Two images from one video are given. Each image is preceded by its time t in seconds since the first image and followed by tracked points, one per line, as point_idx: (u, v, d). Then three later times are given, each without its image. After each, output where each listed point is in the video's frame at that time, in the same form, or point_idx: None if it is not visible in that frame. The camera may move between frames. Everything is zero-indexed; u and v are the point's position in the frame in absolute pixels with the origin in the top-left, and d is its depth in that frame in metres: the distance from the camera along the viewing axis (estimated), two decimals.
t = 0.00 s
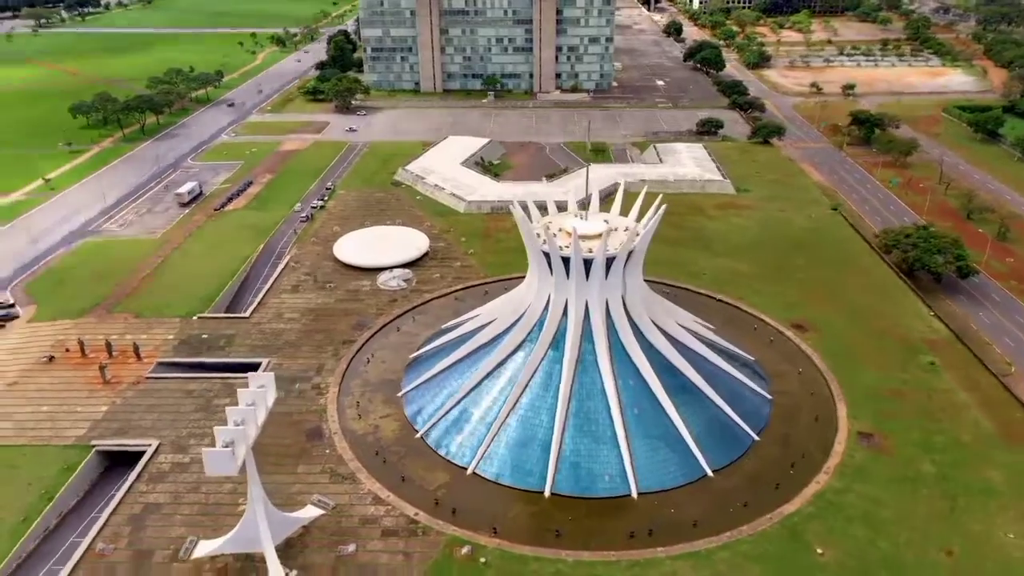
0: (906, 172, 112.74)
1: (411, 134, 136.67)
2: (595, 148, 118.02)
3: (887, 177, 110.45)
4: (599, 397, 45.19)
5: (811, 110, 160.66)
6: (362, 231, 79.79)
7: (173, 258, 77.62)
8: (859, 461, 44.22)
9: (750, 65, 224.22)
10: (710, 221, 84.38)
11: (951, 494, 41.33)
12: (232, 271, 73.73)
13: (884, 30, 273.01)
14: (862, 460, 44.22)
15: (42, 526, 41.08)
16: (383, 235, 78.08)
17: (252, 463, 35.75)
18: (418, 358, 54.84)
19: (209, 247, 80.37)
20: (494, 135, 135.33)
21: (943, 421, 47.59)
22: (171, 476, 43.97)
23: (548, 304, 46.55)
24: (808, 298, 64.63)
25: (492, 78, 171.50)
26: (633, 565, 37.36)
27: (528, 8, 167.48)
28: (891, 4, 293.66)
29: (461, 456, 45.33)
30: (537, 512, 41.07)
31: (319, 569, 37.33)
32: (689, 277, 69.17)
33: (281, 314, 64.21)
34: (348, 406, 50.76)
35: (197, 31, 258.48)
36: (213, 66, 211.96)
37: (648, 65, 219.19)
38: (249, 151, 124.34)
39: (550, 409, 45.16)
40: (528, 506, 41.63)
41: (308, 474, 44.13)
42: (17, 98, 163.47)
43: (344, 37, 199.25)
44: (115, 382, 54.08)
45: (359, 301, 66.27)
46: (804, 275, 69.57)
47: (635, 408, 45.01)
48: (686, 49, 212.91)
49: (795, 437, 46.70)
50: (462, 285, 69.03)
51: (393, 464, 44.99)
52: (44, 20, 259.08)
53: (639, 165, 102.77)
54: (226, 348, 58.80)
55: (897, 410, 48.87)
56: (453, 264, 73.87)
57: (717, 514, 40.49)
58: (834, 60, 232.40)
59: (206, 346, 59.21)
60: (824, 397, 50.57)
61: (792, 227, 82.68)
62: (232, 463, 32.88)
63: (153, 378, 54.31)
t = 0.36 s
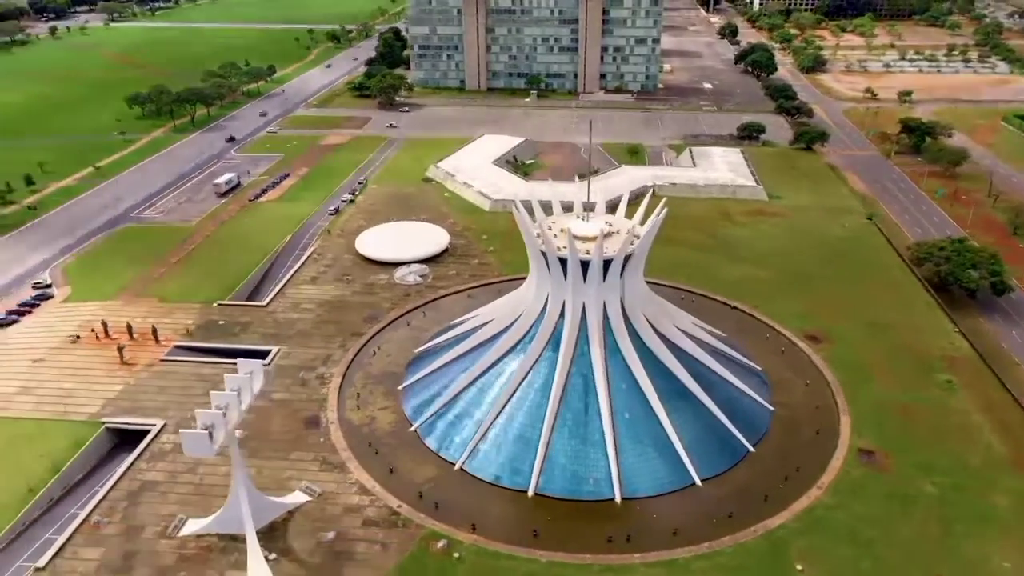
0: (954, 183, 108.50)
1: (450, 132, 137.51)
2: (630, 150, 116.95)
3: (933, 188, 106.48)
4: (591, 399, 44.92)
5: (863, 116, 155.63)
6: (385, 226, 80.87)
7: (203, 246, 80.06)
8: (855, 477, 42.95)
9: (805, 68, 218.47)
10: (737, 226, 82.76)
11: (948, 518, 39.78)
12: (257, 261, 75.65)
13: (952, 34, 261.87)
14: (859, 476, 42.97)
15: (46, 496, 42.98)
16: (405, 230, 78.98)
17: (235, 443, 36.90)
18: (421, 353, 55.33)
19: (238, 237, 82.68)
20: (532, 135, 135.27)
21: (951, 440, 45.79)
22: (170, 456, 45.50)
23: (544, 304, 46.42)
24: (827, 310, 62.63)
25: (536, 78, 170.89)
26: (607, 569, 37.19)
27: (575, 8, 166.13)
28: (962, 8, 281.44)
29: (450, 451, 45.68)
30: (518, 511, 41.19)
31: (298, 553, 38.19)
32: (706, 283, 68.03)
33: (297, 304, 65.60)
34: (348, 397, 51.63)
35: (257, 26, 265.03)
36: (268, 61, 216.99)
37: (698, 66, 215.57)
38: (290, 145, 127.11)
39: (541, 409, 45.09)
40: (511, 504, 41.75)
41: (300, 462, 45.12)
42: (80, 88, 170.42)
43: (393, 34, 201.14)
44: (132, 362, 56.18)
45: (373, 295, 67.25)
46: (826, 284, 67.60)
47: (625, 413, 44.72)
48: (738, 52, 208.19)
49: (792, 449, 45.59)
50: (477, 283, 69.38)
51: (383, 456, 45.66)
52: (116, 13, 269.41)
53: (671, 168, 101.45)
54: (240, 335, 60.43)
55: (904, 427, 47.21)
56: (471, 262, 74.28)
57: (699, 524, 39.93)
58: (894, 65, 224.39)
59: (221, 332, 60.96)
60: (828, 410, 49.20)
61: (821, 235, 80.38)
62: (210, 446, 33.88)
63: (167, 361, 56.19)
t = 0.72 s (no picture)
0: (998, 192, 104.23)
1: (484, 130, 137.95)
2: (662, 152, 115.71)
3: (976, 196, 102.42)
4: (581, 399, 44.63)
5: (911, 121, 150.31)
6: (406, 221, 81.64)
7: (229, 237, 82.12)
8: (849, 490, 41.76)
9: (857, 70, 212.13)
10: (761, 230, 80.93)
11: (942, 538, 38.37)
12: (278, 253, 77.21)
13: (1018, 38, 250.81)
14: (852, 490, 41.72)
15: (51, 471, 44.61)
16: (424, 226, 79.59)
17: (222, 426, 37.81)
18: (425, 348, 55.58)
19: (263, 228, 84.61)
20: (566, 135, 134.92)
21: (955, 457, 44.10)
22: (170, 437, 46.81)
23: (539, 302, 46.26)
24: (844, 318, 60.65)
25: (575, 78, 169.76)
26: (581, 570, 37.00)
27: (616, 7, 163.88)
28: None
29: (440, 446, 45.95)
30: (500, 508, 41.24)
31: (278, 538, 38.86)
32: (722, 288, 66.75)
33: (311, 296, 66.78)
34: (348, 389, 52.33)
35: (309, 24, 270.08)
36: (315, 58, 220.92)
37: (744, 68, 211.68)
38: (326, 140, 129.38)
39: (531, 407, 45.00)
40: (493, 501, 41.83)
41: (294, 449, 45.94)
42: (134, 82, 176.37)
43: (437, 33, 202.79)
44: (147, 347, 57.97)
45: (386, 290, 68.01)
46: (847, 291, 65.52)
47: (615, 415, 44.39)
48: (787, 55, 202.98)
49: (787, 459, 44.53)
50: (489, 280, 69.51)
51: (375, 447, 46.20)
52: (176, 10, 278.20)
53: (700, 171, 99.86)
54: (253, 324, 61.82)
55: (908, 441, 45.60)
56: (487, 260, 74.51)
57: (680, 529, 39.43)
58: (951, 69, 215.98)
59: (236, 321, 62.43)
60: (830, 420, 47.85)
61: (849, 239, 77.86)
62: (193, 428, 34.75)
63: (180, 346, 57.85)
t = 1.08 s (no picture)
0: None
1: (525, 128, 138.17)
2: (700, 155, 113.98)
3: None
4: (569, 399, 44.57)
5: (971, 130, 144.00)
6: (431, 216, 82.57)
7: (260, 226, 84.53)
8: (834, 507, 40.69)
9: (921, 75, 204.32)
10: (790, 237, 78.99)
11: (924, 562, 37.11)
12: (303, 243, 79.07)
13: None
14: (837, 507, 40.66)
15: (60, 443, 46.97)
16: (447, 221, 80.43)
17: (208, 406, 39.22)
18: (429, 342, 56.22)
19: (294, 218, 86.84)
20: (607, 135, 134.11)
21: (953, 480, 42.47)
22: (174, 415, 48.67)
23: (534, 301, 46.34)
24: (860, 331, 58.88)
25: (623, 78, 167.83)
26: (547, 569, 37.11)
27: (668, 7, 160.50)
28: None
29: (429, 437, 46.53)
30: (478, 503, 41.61)
31: (259, 519, 40.09)
32: (739, 295, 65.46)
33: (328, 285, 68.28)
34: (349, 378, 53.38)
35: (370, 19, 274.14)
36: (371, 53, 224.51)
37: (801, 71, 206.29)
38: (369, 134, 131.56)
39: (519, 405, 45.18)
40: (473, 495, 42.21)
41: (288, 434, 47.19)
42: (196, 73, 182.47)
43: (489, 31, 203.75)
44: (166, 328, 60.31)
45: (401, 282, 69.05)
46: (869, 304, 63.53)
47: (602, 417, 44.21)
48: (846, 59, 196.70)
49: (776, 470, 43.59)
50: (504, 277, 69.84)
51: (366, 436, 47.08)
52: (244, 4, 286.48)
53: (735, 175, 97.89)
54: (269, 310, 63.63)
55: (906, 460, 44.14)
56: (505, 257, 74.85)
57: (654, 535, 39.15)
58: None
59: (253, 307, 64.34)
60: (828, 434, 46.62)
61: (881, 251, 75.34)
62: (172, 406, 36.14)
63: (197, 329, 59.97)
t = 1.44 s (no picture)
0: None
1: (563, 128, 137.58)
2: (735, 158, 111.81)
3: None
4: (555, 398, 44.36)
5: None
6: (452, 212, 83.09)
7: (287, 218, 86.40)
8: (817, 519, 39.61)
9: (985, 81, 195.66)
10: (815, 244, 76.90)
11: None
12: (325, 236, 80.54)
13: None
14: (821, 520, 39.56)
15: (69, 418, 49.00)
16: (467, 218, 80.90)
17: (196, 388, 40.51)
18: (431, 337, 56.62)
19: (321, 211, 88.51)
20: (644, 136, 132.65)
21: (947, 498, 40.91)
22: (177, 396, 50.21)
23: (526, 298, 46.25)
24: (874, 341, 56.99)
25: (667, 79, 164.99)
26: (514, 565, 37.14)
27: (715, 7, 157.14)
28: None
29: (417, 430, 46.94)
30: (456, 496, 41.88)
31: (242, 500, 41.12)
32: (753, 301, 64.01)
33: (343, 277, 69.38)
34: (349, 369, 54.21)
35: (423, 19, 276.22)
36: (420, 51, 226.21)
37: (857, 75, 199.91)
38: (407, 131, 132.94)
39: (506, 401, 45.19)
40: (452, 488, 42.48)
41: (282, 420, 48.23)
42: (249, 69, 187.09)
43: (536, 31, 203.32)
44: (183, 313, 62.27)
45: (415, 277, 69.69)
46: (888, 313, 61.41)
47: (587, 416, 43.85)
48: (902, 63, 189.88)
49: (763, 479, 42.61)
50: (516, 275, 69.86)
51: (357, 425, 47.78)
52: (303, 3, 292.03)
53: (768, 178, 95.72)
54: (283, 300, 65.05)
55: (901, 475, 42.64)
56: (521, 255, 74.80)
57: (627, 537, 38.86)
58: None
59: (268, 296, 65.87)
60: (822, 445, 45.34)
61: (910, 260, 72.71)
62: (155, 386, 37.43)
63: (211, 315, 61.74)
